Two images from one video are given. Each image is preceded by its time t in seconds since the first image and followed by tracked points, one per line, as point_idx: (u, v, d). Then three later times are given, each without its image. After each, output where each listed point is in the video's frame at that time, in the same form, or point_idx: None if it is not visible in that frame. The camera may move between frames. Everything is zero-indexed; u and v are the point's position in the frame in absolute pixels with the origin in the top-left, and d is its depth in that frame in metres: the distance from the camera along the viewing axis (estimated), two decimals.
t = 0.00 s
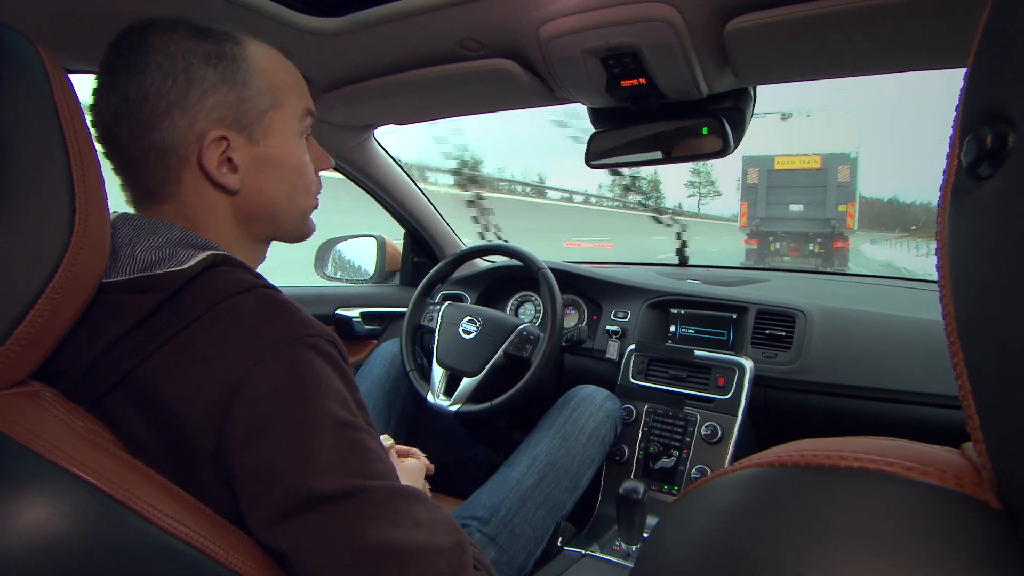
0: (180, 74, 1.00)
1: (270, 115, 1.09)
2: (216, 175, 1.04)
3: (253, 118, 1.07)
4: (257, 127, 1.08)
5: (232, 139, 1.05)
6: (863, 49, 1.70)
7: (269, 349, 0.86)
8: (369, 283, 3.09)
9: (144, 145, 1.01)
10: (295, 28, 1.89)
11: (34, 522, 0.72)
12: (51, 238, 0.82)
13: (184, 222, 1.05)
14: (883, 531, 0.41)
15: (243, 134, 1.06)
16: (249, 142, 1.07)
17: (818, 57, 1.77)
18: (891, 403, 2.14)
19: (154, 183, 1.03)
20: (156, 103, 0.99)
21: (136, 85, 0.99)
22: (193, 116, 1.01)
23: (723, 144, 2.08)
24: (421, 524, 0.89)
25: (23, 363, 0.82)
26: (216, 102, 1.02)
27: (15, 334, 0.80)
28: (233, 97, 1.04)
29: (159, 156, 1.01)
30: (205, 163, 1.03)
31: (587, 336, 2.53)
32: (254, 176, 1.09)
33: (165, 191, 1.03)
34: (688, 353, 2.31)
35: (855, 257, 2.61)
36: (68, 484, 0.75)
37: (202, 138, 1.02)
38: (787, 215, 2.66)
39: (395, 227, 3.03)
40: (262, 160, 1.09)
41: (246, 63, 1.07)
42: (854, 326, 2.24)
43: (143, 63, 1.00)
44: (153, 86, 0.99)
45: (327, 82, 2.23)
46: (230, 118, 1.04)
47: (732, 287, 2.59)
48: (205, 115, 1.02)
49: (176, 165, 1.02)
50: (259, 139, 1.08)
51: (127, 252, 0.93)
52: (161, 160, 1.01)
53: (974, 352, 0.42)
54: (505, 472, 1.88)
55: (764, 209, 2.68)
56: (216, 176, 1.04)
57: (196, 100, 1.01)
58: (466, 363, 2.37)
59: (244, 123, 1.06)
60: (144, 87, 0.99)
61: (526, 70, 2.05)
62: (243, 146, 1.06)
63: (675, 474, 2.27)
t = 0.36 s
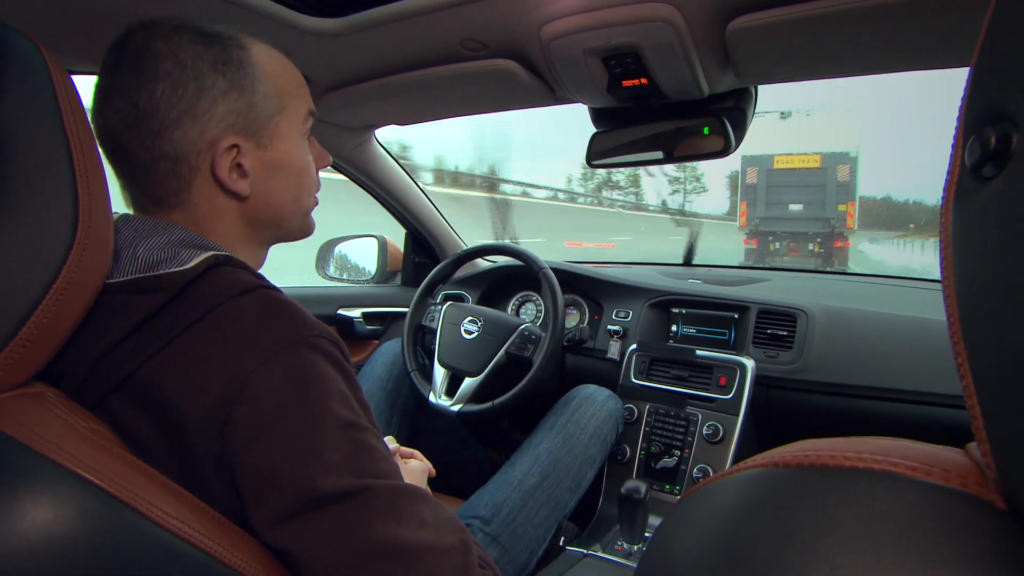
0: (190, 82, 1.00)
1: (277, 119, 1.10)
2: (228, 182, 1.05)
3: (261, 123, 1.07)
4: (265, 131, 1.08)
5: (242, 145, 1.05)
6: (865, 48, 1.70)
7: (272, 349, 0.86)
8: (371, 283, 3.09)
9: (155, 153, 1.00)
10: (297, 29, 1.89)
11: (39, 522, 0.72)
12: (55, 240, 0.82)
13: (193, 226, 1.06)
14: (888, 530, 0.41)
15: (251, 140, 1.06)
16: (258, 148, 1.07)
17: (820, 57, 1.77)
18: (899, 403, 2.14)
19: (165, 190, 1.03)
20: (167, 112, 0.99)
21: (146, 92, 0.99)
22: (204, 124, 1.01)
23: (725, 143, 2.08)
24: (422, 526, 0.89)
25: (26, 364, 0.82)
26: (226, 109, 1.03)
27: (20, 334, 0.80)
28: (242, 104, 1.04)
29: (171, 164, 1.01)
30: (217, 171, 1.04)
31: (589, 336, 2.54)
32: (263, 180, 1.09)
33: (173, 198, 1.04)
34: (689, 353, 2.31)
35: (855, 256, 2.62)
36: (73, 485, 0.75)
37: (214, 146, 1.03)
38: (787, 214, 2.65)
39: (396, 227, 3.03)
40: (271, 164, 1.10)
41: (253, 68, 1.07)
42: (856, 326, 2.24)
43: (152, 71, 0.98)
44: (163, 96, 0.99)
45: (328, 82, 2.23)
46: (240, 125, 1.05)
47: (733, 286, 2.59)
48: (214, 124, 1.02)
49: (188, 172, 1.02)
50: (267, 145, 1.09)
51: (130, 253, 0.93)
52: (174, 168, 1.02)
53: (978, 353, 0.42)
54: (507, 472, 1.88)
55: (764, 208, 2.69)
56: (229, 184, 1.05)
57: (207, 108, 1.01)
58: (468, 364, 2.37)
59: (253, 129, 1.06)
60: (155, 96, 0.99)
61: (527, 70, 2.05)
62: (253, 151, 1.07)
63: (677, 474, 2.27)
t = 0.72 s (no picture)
0: (191, 80, 1.00)
1: (280, 120, 1.10)
2: (227, 179, 1.05)
3: (261, 123, 1.07)
4: (266, 132, 1.08)
5: (242, 143, 1.05)
6: (863, 48, 1.70)
7: (269, 349, 0.86)
8: (370, 282, 3.09)
9: (155, 151, 1.00)
10: (295, 28, 1.89)
11: (35, 522, 0.72)
12: (52, 237, 0.82)
13: (192, 225, 1.05)
14: (885, 529, 0.41)
15: (251, 139, 1.06)
16: (258, 147, 1.07)
17: (819, 57, 1.77)
18: (900, 403, 2.13)
19: (164, 187, 1.03)
20: (167, 109, 0.99)
21: (148, 89, 0.99)
22: (204, 122, 1.01)
23: (723, 143, 2.08)
24: (418, 525, 0.89)
25: (23, 363, 0.82)
26: (227, 107, 1.03)
27: (17, 333, 0.80)
28: (243, 103, 1.04)
29: (171, 162, 1.01)
30: (217, 167, 1.03)
31: (587, 335, 2.54)
32: (263, 179, 1.09)
33: (172, 196, 1.04)
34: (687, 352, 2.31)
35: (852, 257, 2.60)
36: (70, 483, 0.75)
37: (214, 144, 1.02)
38: (785, 216, 2.71)
39: (395, 226, 3.03)
40: (270, 164, 1.10)
41: (255, 68, 1.06)
42: (854, 325, 2.24)
43: (153, 68, 0.98)
44: (164, 93, 0.99)
45: (327, 81, 2.22)
46: (240, 123, 1.04)
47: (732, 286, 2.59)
48: (215, 121, 1.02)
49: (188, 169, 1.02)
50: (267, 145, 1.09)
51: (129, 252, 0.93)
52: (173, 165, 1.01)
53: (974, 351, 0.42)
54: (506, 472, 1.88)
55: (762, 208, 2.76)
56: (228, 183, 1.05)
57: (207, 106, 1.01)
58: (467, 363, 2.37)
59: (253, 128, 1.06)
60: (157, 93, 0.99)
61: (526, 69, 2.05)
62: (252, 150, 1.07)
63: (675, 473, 2.27)
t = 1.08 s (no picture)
0: (183, 75, 1.00)
1: (271, 121, 1.10)
2: (218, 176, 1.05)
3: (253, 119, 1.07)
4: (258, 129, 1.08)
5: (233, 140, 1.05)
6: (855, 51, 1.71)
7: (259, 346, 0.86)
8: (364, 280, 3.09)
9: (145, 144, 1.01)
10: (289, 25, 1.89)
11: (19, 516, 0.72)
12: (41, 232, 0.82)
13: (182, 221, 1.05)
14: (856, 525, 0.42)
15: (242, 136, 1.06)
16: (249, 143, 1.07)
17: (811, 60, 1.78)
18: (895, 407, 2.14)
19: (154, 182, 1.02)
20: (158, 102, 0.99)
21: (140, 82, 0.99)
22: (195, 117, 1.01)
23: (716, 144, 2.09)
24: (404, 520, 0.89)
25: (11, 357, 0.82)
26: (219, 103, 1.03)
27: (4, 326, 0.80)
28: (234, 99, 1.04)
29: (160, 157, 1.01)
30: (208, 164, 1.03)
31: (580, 335, 2.54)
32: (253, 176, 1.09)
33: (163, 191, 1.03)
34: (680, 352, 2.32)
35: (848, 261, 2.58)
36: (55, 477, 0.75)
37: (204, 139, 1.03)
38: (780, 216, 2.68)
39: (389, 225, 3.03)
40: (261, 161, 1.10)
41: (247, 65, 1.07)
42: (845, 326, 2.25)
43: (146, 62, 0.99)
44: (155, 87, 0.99)
45: (321, 79, 2.22)
46: (231, 119, 1.05)
47: (725, 287, 2.60)
48: (207, 118, 1.02)
49: (178, 165, 1.02)
50: (258, 141, 1.09)
51: (120, 248, 0.93)
52: (163, 160, 1.01)
53: (947, 350, 0.43)
54: (496, 470, 1.88)
55: (757, 209, 2.74)
56: (217, 180, 1.05)
57: (199, 101, 1.01)
58: (459, 362, 2.38)
59: (244, 124, 1.06)
60: (149, 88, 0.99)
61: (519, 69, 2.06)
62: (244, 147, 1.07)
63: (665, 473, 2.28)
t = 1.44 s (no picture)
0: (189, 76, 1.00)
1: (275, 120, 1.11)
2: (223, 175, 1.05)
3: (258, 119, 1.08)
4: (263, 129, 1.09)
5: (239, 140, 1.06)
6: (854, 52, 1.71)
7: (258, 346, 0.86)
8: (365, 279, 3.10)
9: (150, 146, 1.01)
10: (289, 25, 1.89)
11: (19, 512, 0.73)
12: (42, 232, 0.83)
13: (187, 221, 1.06)
14: (846, 524, 0.42)
15: (248, 135, 1.07)
16: (253, 142, 1.08)
17: (812, 60, 1.78)
18: (892, 405, 2.14)
19: (160, 182, 1.03)
20: (165, 104, 1.00)
21: (144, 84, 0.99)
22: (201, 118, 1.02)
23: (715, 144, 2.08)
24: (401, 518, 0.89)
25: (11, 356, 0.82)
26: (224, 104, 1.03)
27: (6, 325, 0.80)
28: (240, 99, 1.05)
29: (167, 158, 1.01)
30: (214, 163, 1.04)
31: (580, 334, 2.55)
32: (258, 176, 1.10)
33: (169, 192, 1.04)
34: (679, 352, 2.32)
35: (850, 258, 2.59)
36: (55, 475, 0.76)
37: (211, 140, 1.03)
38: (781, 214, 2.68)
39: (390, 224, 3.04)
40: (266, 160, 1.10)
41: (251, 64, 1.07)
42: (843, 326, 2.26)
43: (151, 63, 0.99)
44: (161, 88, 0.99)
45: (321, 78, 2.23)
46: (237, 120, 1.05)
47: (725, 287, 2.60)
48: (213, 118, 1.03)
49: (184, 165, 1.02)
50: (263, 141, 1.09)
51: (120, 247, 0.93)
52: (170, 161, 1.02)
53: (935, 352, 0.43)
54: (495, 469, 1.89)
55: (758, 207, 2.72)
56: (224, 180, 1.06)
57: (205, 102, 1.01)
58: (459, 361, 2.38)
59: (249, 125, 1.07)
60: (155, 89, 0.99)
61: (519, 69, 2.06)
62: (249, 146, 1.07)
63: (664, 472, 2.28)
